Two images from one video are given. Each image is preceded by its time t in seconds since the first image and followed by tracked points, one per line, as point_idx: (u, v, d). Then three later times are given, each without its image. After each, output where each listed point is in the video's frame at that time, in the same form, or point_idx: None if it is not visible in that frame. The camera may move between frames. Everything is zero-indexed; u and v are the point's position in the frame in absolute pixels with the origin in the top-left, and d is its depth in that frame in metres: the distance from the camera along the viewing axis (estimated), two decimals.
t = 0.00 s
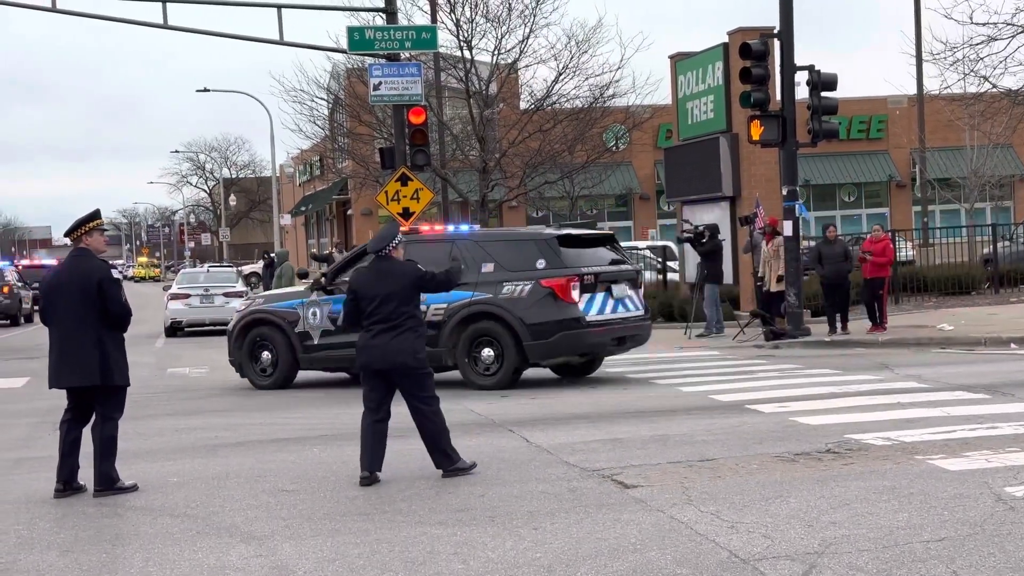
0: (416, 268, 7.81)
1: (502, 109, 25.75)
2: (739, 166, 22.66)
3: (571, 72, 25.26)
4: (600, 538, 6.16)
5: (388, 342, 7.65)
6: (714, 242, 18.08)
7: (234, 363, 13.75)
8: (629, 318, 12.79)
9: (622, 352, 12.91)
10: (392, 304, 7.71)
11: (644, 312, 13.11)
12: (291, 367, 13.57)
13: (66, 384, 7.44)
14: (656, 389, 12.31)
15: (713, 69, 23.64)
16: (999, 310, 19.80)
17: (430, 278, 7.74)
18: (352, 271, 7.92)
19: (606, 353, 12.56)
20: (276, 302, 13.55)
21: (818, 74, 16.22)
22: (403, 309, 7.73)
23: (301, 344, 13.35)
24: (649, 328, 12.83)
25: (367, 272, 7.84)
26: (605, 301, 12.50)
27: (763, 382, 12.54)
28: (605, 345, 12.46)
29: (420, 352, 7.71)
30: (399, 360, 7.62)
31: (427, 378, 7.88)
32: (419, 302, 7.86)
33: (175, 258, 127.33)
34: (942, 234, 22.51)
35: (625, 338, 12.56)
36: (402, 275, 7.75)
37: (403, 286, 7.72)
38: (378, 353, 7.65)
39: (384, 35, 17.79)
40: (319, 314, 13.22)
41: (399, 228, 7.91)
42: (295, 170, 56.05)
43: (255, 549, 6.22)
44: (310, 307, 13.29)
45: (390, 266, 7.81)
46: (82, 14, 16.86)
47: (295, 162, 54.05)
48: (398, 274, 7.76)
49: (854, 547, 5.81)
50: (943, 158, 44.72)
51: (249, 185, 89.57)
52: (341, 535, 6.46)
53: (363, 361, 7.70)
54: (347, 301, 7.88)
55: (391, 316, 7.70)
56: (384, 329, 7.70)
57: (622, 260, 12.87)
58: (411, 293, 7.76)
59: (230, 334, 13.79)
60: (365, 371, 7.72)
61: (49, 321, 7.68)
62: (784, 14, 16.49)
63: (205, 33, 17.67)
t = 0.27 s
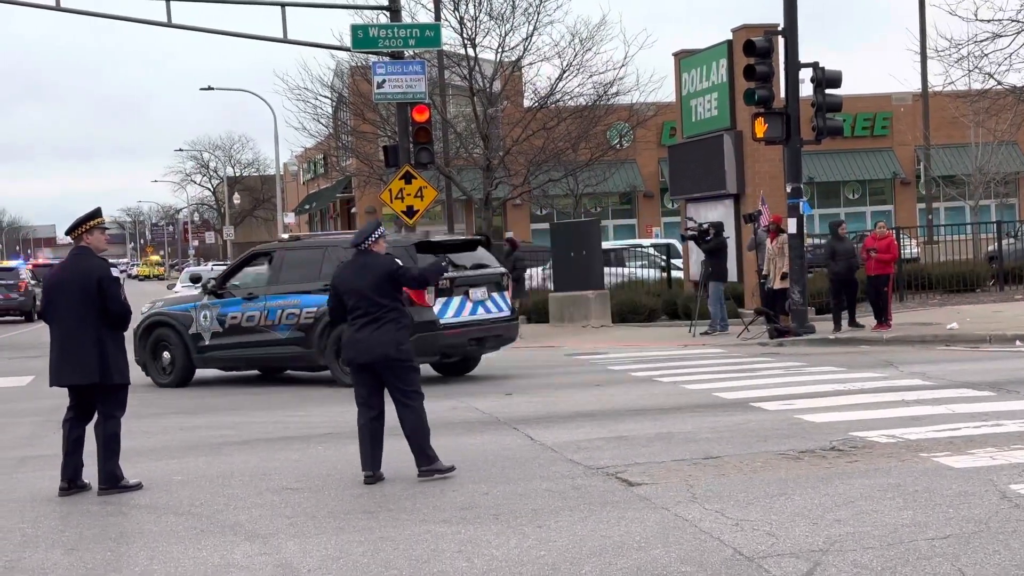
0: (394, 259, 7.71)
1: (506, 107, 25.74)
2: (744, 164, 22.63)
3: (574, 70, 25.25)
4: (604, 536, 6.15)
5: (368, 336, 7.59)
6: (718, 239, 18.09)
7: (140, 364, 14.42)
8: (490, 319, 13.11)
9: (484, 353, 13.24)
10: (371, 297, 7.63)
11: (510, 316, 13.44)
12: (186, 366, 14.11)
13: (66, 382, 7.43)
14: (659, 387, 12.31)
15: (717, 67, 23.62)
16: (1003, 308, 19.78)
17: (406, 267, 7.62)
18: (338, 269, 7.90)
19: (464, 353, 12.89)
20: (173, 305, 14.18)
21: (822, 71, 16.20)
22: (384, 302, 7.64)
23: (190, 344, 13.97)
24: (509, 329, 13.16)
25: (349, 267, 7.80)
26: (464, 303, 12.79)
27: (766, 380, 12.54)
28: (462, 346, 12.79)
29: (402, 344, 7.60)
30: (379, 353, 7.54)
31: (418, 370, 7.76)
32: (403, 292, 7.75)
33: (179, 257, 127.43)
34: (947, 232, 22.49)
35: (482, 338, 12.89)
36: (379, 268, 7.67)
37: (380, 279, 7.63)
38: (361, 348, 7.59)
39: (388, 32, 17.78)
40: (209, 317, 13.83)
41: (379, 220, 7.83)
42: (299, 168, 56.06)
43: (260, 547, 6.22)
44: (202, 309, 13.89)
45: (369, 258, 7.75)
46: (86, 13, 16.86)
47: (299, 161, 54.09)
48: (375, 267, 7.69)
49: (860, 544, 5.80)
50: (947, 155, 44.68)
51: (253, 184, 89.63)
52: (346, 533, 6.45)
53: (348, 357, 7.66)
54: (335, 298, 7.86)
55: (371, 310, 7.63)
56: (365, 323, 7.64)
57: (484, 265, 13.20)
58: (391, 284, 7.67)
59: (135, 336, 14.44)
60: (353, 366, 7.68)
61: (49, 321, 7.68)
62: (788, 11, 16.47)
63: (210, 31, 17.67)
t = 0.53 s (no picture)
0: (388, 256, 7.63)
1: (508, 104, 25.73)
2: (745, 162, 22.61)
3: (576, 67, 25.25)
4: (605, 534, 6.16)
5: (360, 332, 7.45)
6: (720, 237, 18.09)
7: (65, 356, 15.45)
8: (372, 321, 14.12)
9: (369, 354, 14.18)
10: (364, 294, 7.54)
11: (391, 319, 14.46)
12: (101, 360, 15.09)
13: (60, 379, 7.43)
14: (661, 385, 12.31)
15: (719, 65, 23.62)
16: (1005, 305, 19.76)
17: (400, 263, 7.53)
18: (333, 269, 7.81)
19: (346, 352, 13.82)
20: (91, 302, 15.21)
21: (824, 69, 16.20)
22: (377, 298, 7.53)
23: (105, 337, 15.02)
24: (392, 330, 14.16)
25: (343, 266, 7.72)
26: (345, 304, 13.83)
27: (768, 377, 12.54)
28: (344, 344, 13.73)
29: (394, 341, 7.45)
30: (370, 350, 7.39)
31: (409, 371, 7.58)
32: (397, 291, 7.65)
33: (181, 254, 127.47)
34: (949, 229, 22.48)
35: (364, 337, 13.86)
36: (371, 264, 7.58)
37: (372, 275, 7.55)
38: (352, 344, 7.44)
39: (389, 30, 17.77)
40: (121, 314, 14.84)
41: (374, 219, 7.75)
42: (301, 166, 56.06)
43: (260, 544, 6.22)
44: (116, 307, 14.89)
45: (362, 256, 7.66)
46: (87, 10, 16.86)
47: (301, 158, 54.12)
48: (368, 264, 7.60)
49: (861, 542, 5.80)
50: (949, 152, 44.67)
51: (255, 181, 89.67)
52: (347, 530, 6.46)
53: (340, 355, 7.52)
54: (329, 298, 7.76)
55: (364, 306, 7.52)
56: (358, 320, 7.52)
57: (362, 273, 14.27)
58: (384, 281, 7.57)
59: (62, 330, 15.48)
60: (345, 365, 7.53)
61: (46, 319, 7.70)
62: (790, 8, 16.47)
63: (211, 28, 17.66)
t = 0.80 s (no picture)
0: (390, 256, 7.52)
1: (513, 103, 25.73)
2: (750, 161, 22.59)
3: (581, 66, 25.24)
4: (608, 532, 6.16)
5: (360, 334, 7.37)
6: (724, 236, 18.08)
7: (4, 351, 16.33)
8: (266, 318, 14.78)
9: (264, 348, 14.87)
10: (365, 294, 7.44)
11: (292, 313, 15.19)
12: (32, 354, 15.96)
13: (55, 374, 7.45)
14: (664, 384, 12.30)
15: (724, 64, 23.60)
16: (1009, 306, 19.74)
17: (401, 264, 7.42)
18: (335, 267, 7.72)
19: (238, 348, 14.46)
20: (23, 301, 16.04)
21: (829, 68, 16.19)
22: (378, 299, 7.44)
23: (31, 334, 15.76)
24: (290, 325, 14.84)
25: (345, 265, 7.61)
26: (237, 303, 14.46)
27: (771, 377, 12.53)
28: (236, 341, 14.39)
29: (394, 344, 7.36)
30: (370, 352, 7.31)
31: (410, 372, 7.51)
32: (399, 291, 7.55)
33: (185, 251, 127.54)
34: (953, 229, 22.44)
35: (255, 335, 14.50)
36: (373, 265, 7.47)
37: (374, 275, 7.45)
38: (353, 347, 7.37)
39: (394, 28, 17.76)
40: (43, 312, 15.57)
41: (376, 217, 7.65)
42: (305, 163, 56.09)
43: (263, 541, 6.22)
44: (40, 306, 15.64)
45: (363, 256, 7.56)
46: (92, 8, 16.87)
47: (306, 156, 54.17)
48: (369, 264, 7.50)
49: (864, 542, 5.80)
50: (954, 152, 44.63)
51: (259, 178, 89.72)
52: (350, 527, 6.46)
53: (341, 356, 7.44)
54: (331, 297, 7.67)
55: (366, 308, 7.43)
56: (358, 321, 7.43)
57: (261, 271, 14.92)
58: (385, 282, 7.47)
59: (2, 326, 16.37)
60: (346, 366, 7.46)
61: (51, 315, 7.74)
62: (795, 7, 16.46)
63: (216, 26, 17.66)
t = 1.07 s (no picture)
0: (401, 257, 7.53)
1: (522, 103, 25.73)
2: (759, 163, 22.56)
3: (591, 67, 25.23)
4: (616, 533, 6.16)
5: (370, 335, 7.36)
6: (732, 238, 18.06)
7: None
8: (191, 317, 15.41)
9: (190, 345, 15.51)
10: (375, 295, 7.44)
11: (218, 313, 15.73)
12: None
13: (71, 372, 7.58)
14: (672, 385, 12.29)
15: (734, 65, 23.59)
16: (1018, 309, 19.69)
17: (412, 265, 7.43)
18: (344, 268, 7.72)
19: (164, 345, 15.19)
20: None
21: (839, 70, 16.16)
22: (389, 300, 7.44)
23: None
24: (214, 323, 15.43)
25: (355, 265, 7.62)
26: (158, 303, 15.16)
27: (779, 379, 12.51)
28: (157, 338, 15.09)
29: (404, 345, 7.35)
30: (379, 353, 7.30)
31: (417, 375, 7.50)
32: (409, 293, 7.55)
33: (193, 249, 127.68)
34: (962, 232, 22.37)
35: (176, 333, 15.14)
36: (385, 265, 7.48)
37: (385, 275, 7.45)
38: (362, 347, 7.35)
39: (404, 28, 17.78)
40: None
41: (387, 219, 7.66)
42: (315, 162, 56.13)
43: (271, 540, 6.23)
44: None
45: (374, 256, 7.56)
46: (104, 6, 16.90)
47: (315, 155, 54.23)
48: (381, 264, 7.50)
49: (872, 545, 5.79)
50: (964, 155, 44.53)
51: (268, 177, 89.79)
52: (358, 526, 6.47)
53: (349, 357, 7.43)
54: (340, 298, 7.67)
55: (376, 308, 7.43)
56: (368, 322, 7.43)
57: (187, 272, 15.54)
58: (395, 283, 7.47)
59: None
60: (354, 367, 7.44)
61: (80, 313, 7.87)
62: (805, 9, 16.44)
63: (227, 25, 17.69)
